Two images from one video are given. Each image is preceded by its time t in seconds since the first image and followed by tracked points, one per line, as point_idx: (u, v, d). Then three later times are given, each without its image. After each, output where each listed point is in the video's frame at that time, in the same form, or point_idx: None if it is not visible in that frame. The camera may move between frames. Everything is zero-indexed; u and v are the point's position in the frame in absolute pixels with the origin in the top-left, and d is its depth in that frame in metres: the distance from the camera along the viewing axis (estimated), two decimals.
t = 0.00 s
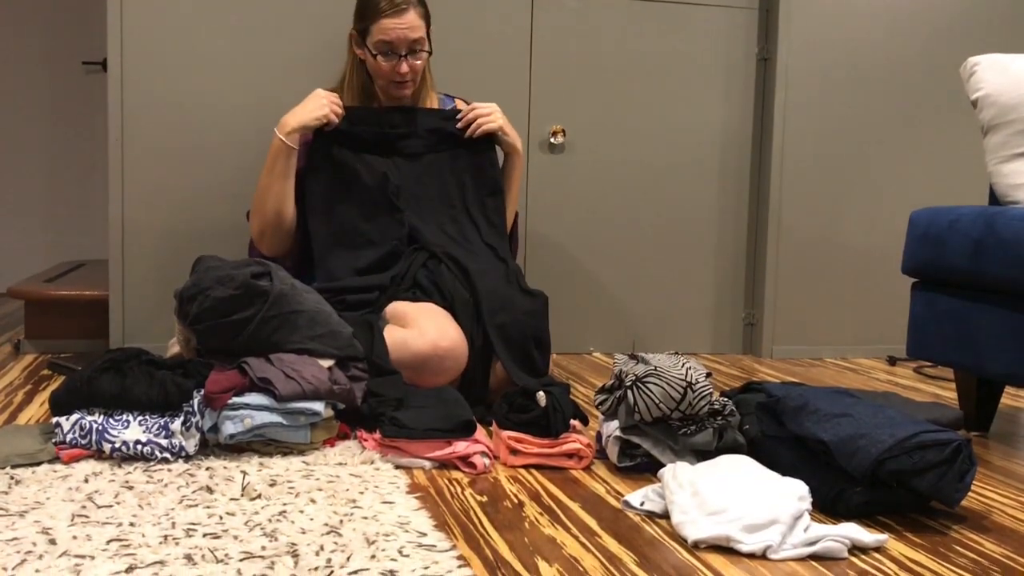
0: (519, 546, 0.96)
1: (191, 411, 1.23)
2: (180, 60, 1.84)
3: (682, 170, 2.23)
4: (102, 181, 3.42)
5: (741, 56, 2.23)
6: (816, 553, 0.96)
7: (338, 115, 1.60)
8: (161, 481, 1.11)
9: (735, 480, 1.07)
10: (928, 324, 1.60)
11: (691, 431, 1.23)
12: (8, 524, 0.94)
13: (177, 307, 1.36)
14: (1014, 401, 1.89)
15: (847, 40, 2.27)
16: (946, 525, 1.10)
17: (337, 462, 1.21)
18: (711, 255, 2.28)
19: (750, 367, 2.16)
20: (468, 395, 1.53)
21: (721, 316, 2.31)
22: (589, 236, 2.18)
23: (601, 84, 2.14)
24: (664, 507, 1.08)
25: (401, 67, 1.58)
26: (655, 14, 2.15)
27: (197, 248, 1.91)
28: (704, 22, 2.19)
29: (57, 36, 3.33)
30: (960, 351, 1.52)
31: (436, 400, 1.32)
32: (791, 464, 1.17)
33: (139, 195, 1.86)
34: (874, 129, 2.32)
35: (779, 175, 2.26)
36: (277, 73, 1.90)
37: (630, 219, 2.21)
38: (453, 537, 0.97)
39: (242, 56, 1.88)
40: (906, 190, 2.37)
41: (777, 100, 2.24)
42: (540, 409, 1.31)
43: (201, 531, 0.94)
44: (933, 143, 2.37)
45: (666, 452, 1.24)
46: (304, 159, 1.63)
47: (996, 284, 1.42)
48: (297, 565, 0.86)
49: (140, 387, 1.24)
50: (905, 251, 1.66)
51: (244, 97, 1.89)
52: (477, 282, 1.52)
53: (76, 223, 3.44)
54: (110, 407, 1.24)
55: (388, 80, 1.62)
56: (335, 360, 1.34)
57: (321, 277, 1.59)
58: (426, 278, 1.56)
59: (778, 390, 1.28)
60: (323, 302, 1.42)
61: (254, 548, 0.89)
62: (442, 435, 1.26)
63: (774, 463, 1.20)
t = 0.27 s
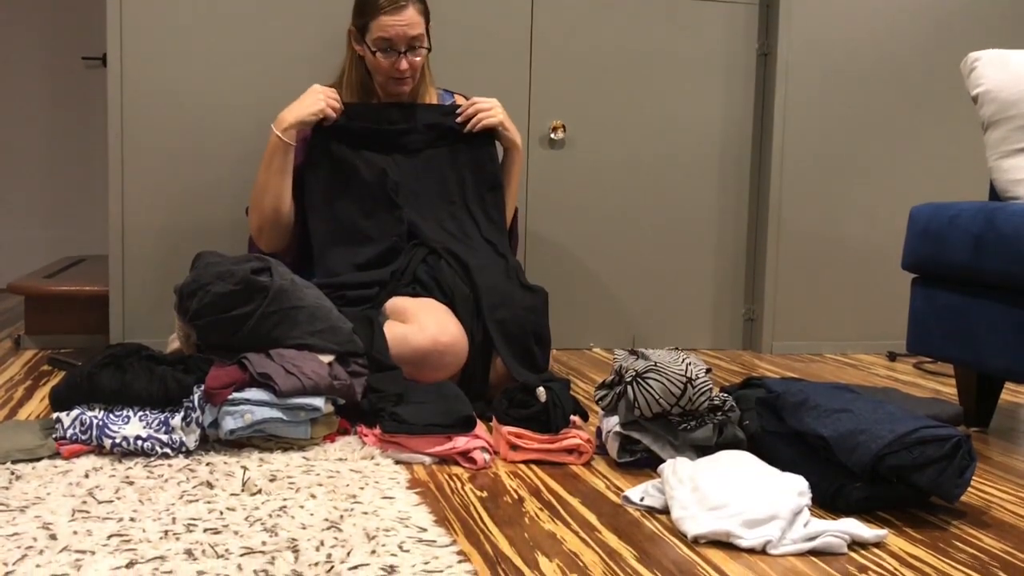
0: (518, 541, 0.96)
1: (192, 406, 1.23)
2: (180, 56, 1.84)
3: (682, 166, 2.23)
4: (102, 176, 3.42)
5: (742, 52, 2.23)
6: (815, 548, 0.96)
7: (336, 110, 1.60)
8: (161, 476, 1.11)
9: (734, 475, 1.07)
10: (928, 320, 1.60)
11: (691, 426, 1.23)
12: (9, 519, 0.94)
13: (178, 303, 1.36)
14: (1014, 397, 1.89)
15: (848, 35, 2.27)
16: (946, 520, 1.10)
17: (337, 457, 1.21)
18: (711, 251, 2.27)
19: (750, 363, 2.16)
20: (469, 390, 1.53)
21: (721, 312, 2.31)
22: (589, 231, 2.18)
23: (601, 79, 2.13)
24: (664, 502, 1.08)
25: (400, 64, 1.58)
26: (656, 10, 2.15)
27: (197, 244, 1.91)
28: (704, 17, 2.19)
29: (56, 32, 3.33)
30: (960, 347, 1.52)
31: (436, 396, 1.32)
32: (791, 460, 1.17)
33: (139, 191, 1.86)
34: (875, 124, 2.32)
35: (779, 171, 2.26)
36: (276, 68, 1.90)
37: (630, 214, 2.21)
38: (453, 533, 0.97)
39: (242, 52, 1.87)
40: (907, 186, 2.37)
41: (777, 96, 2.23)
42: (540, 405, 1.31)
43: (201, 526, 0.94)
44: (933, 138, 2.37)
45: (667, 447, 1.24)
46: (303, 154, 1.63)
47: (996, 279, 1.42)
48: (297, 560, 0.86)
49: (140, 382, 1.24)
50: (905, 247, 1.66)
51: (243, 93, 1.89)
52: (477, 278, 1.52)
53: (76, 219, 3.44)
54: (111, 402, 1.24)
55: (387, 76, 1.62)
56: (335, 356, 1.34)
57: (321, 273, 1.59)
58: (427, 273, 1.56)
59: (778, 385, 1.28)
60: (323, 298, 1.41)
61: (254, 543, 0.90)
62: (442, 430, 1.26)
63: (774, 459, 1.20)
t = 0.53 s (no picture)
0: (518, 537, 0.96)
1: (192, 402, 1.23)
2: (180, 51, 1.83)
3: (682, 161, 2.22)
4: (103, 172, 3.42)
5: (743, 47, 2.22)
6: (815, 544, 0.96)
7: (335, 106, 1.59)
8: (161, 472, 1.11)
9: (733, 469, 1.07)
10: (928, 316, 1.59)
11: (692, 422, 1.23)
12: (9, 515, 0.94)
13: (178, 299, 1.37)
14: (1014, 393, 1.89)
15: (848, 31, 2.26)
16: (946, 516, 1.10)
17: (337, 453, 1.21)
18: (711, 246, 2.27)
19: (750, 359, 2.16)
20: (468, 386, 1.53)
21: (721, 308, 2.31)
22: (590, 227, 2.18)
23: (601, 75, 2.13)
24: (664, 498, 1.08)
25: (400, 60, 1.57)
26: (656, 5, 2.14)
27: (197, 240, 1.91)
28: (705, 12, 2.18)
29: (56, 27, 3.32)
30: (960, 343, 1.52)
31: (436, 392, 1.32)
32: (791, 455, 1.17)
33: (138, 187, 1.86)
34: (875, 119, 2.32)
35: (779, 167, 2.26)
36: (276, 63, 1.89)
37: (630, 210, 2.20)
38: (452, 529, 0.97)
39: (241, 47, 1.87)
40: (907, 182, 2.36)
41: (778, 91, 2.23)
42: (540, 401, 1.31)
43: (201, 522, 0.94)
44: (934, 134, 2.36)
45: (666, 443, 1.24)
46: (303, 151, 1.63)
47: (997, 276, 1.42)
48: (297, 556, 0.86)
49: (140, 378, 1.24)
50: (906, 243, 1.66)
51: (242, 88, 1.88)
52: (477, 274, 1.52)
53: (77, 216, 3.43)
54: (111, 398, 1.24)
55: (387, 72, 1.61)
56: (335, 352, 1.34)
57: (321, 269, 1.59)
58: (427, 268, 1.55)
59: (778, 382, 1.28)
60: (323, 294, 1.41)
61: (254, 539, 0.90)
62: (442, 426, 1.26)
63: (774, 455, 1.20)
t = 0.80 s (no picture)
0: (519, 533, 0.96)
1: (192, 399, 1.23)
2: (179, 48, 1.83)
3: (682, 158, 2.22)
4: (102, 169, 3.42)
5: (743, 43, 2.22)
6: (815, 540, 0.96)
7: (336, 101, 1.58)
8: (161, 469, 1.11)
9: (734, 466, 1.07)
10: (928, 312, 1.59)
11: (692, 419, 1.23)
12: (9, 511, 0.94)
13: (178, 296, 1.36)
14: (1013, 389, 1.89)
15: (848, 27, 2.26)
16: (946, 512, 1.10)
17: (337, 450, 1.21)
18: (711, 243, 2.27)
19: (750, 355, 2.16)
20: (468, 381, 1.53)
21: (721, 304, 2.31)
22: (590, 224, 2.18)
23: (601, 72, 2.13)
24: (664, 494, 1.08)
25: (401, 55, 1.58)
26: (657, 1, 2.14)
27: (197, 237, 1.91)
28: (705, 9, 2.18)
29: (55, 24, 3.32)
30: (959, 340, 1.52)
31: (436, 388, 1.32)
32: (790, 452, 1.17)
33: (138, 184, 1.86)
34: (875, 116, 2.31)
35: (780, 164, 2.25)
36: (276, 60, 1.89)
37: (630, 207, 2.20)
38: (453, 525, 0.97)
39: (240, 44, 1.87)
40: (907, 178, 2.36)
41: (778, 88, 2.23)
42: (540, 397, 1.31)
43: (201, 518, 0.94)
44: (934, 130, 2.36)
45: (666, 440, 1.24)
46: (303, 146, 1.62)
47: (997, 272, 1.42)
48: (298, 553, 0.86)
49: (140, 374, 1.24)
50: (906, 239, 1.66)
51: (241, 85, 1.88)
52: (477, 271, 1.52)
53: (77, 212, 3.43)
54: (111, 395, 1.24)
55: (388, 67, 1.61)
56: (335, 348, 1.34)
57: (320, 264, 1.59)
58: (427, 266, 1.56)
59: (778, 378, 1.28)
60: (323, 290, 1.41)
61: (254, 536, 0.90)
62: (442, 423, 1.26)
63: (774, 451, 1.20)
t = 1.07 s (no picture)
0: (519, 532, 0.96)
1: (191, 398, 1.23)
2: (178, 47, 1.83)
3: (682, 157, 2.22)
4: (102, 169, 3.42)
5: (743, 42, 2.22)
6: (815, 539, 0.96)
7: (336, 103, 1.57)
8: (161, 468, 1.11)
9: (734, 464, 1.06)
10: (928, 311, 1.59)
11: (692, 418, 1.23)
12: (9, 511, 0.94)
13: (178, 294, 1.36)
14: (1014, 388, 1.89)
15: (848, 26, 2.26)
16: (946, 511, 1.10)
17: (337, 449, 1.21)
18: (712, 242, 2.27)
19: (750, 354, 2.16)
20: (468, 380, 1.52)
21: (721, 303, 2.31)
22: (590, 223, 2.18)
23: (601, 70, 2.12)
24: (664, 493, 1.08)
25: (401, 51, 1.57)
26: None
27: (196, 236, 1.91)
28: (705, 8, 2.18)
29: (55, 23, 3.32)
30: (959, 338, 1.52)
31: (436, 387, 1.32)
32: (790, 450, 1.17)
33: (137, 183, 1.86)
34: (875, 114, 2.31)
35: (780, 163, 2.25)
36: (276, 58, 1.89)
37: (630, 205, 2.20)
38: (453, 524, 0.97)
39: (240, 43, 1.86)
40: (907, 177, 2.36)
41: (778, 86, 2.22)
42: (541, 396, 1.31)
43: (201, 517, 0.94)
44: (934, 129, 2.36)
45: (666, 439, 1.24)
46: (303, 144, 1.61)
47: (997, 271, 1.42)
48: (298, 552, 0.86)
49: (140, 374, 1.24)
50: (906, 238, 1.66)
51: (241, 84, 1.88)
52: (477, 270, 1.52)
53: (77, 212, 3.43)
54: (110, 394, 1.24)
55: (388, 65, 1.60)
56: (335, 347, 1.34)
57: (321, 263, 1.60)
58: (426, 265, 1.55)
59: (778, 378, 1.28)
60: (323, 289, 1.41)
61: (254, 535, 0.90)
62: (442, 421, 1.26)
63: (774, 449, 1.20)
